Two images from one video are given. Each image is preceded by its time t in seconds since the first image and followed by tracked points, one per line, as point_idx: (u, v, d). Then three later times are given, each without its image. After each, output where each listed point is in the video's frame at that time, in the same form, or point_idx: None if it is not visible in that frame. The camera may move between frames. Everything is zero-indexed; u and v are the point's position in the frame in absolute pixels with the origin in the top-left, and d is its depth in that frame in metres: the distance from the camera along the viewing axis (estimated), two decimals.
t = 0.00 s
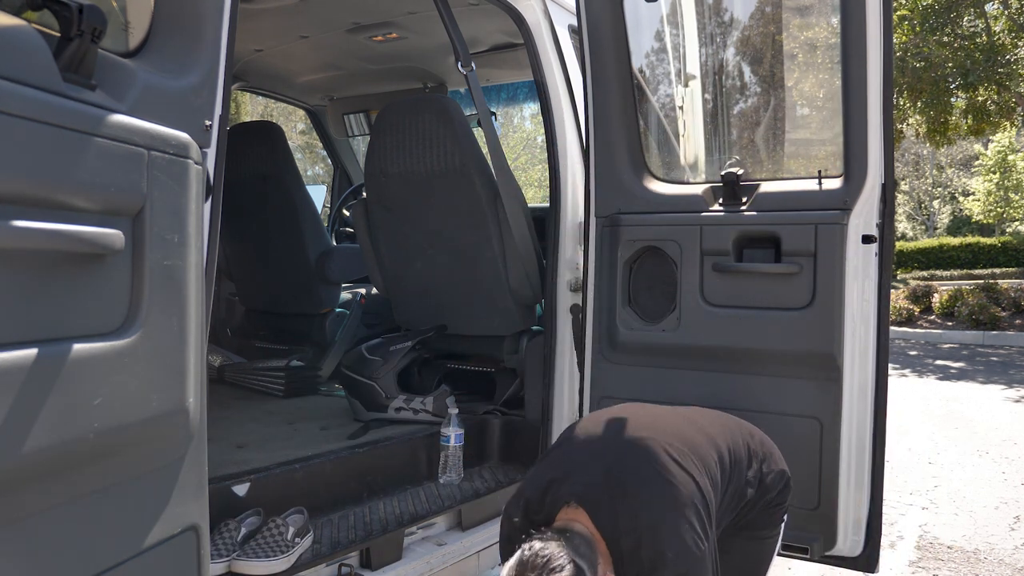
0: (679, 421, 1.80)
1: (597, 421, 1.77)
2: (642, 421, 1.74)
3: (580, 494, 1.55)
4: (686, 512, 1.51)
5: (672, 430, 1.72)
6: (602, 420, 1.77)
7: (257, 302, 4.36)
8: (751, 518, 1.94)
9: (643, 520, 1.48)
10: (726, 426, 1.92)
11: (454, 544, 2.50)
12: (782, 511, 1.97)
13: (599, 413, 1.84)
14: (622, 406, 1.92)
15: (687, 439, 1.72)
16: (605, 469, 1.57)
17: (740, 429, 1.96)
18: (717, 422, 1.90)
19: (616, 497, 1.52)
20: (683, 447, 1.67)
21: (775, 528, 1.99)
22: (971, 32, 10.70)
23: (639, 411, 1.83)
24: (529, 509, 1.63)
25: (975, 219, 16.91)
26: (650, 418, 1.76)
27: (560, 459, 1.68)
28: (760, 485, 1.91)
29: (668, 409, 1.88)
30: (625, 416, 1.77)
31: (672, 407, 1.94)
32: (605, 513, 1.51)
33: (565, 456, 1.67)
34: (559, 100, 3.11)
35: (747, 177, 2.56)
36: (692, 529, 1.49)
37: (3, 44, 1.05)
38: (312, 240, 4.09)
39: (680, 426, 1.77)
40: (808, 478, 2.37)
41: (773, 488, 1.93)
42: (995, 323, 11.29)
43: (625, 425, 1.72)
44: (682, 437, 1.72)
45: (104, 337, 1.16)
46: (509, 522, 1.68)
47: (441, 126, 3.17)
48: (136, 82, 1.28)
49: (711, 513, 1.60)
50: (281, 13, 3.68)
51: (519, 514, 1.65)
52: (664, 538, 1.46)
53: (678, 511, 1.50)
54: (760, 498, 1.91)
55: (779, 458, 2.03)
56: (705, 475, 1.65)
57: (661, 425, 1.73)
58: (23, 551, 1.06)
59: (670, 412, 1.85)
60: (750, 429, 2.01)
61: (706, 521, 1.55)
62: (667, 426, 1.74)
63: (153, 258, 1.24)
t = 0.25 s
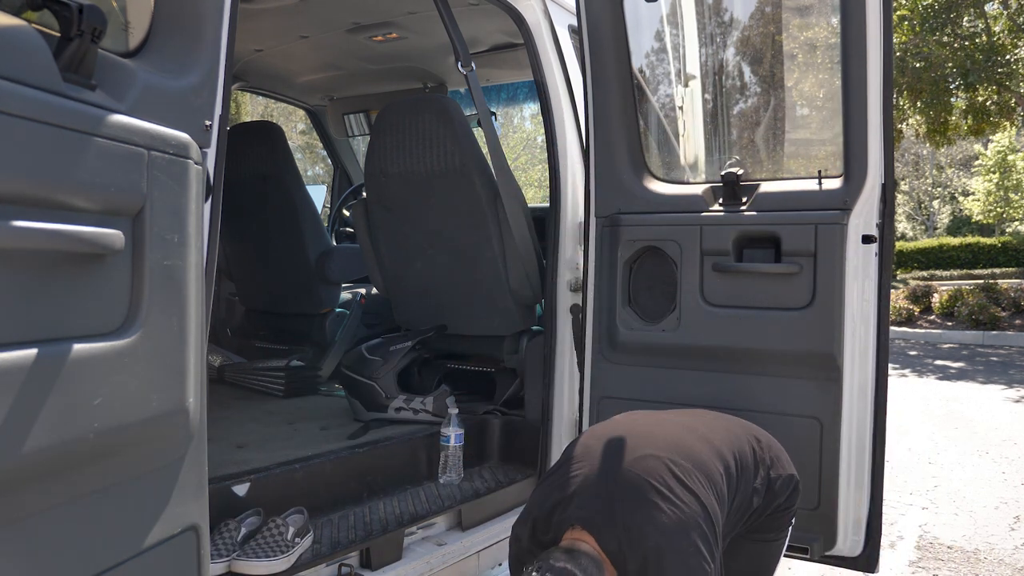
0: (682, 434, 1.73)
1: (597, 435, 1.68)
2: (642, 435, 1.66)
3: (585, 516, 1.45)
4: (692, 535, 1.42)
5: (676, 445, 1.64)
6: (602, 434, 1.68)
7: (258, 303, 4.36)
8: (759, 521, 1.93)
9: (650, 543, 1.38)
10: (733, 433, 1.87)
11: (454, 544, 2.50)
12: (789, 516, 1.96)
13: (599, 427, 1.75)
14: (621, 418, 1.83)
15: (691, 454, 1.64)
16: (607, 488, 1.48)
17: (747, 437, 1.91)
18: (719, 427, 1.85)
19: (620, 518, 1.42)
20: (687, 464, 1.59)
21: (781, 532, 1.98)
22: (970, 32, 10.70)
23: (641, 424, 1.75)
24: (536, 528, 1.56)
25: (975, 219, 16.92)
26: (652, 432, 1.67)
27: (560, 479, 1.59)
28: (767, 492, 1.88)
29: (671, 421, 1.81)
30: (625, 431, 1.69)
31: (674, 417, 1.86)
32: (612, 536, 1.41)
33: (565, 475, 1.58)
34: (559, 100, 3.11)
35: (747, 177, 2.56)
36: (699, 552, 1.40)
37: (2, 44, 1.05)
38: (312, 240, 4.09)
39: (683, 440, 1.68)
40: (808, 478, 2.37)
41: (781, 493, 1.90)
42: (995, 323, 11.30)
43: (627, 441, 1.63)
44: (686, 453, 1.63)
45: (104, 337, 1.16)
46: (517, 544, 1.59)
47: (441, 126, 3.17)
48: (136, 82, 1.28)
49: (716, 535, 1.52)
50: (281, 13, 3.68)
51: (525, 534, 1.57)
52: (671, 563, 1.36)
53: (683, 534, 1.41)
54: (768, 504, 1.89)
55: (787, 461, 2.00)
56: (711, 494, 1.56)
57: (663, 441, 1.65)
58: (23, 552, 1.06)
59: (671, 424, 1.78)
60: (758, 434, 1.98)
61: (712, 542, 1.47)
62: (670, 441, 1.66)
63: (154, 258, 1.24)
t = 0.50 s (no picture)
0: (688, 402, 1.84)
1: (612, 403, 1.79)
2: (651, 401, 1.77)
3: (590, 465, 1.60)
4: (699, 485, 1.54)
5: (687, 410, 1.76)
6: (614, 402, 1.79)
7: (258, 303, 4.36)
8: (759, 518, 1.94)
9: (656, 492, 1.52)
10: (736, 418, 1.91)
11: (454, 544, 2.50)
12: (789, 515, 1.96)
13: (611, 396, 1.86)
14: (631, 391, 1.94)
15: (697, 417, 1.75)
16: (619, 444, 1.62)
17: (750, 426, 1.94)
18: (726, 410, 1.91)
19: (629, 469, 1.56)
20: (694, 425, 1.71)
21: (781, 531, 1.98)
22: (970, 32, 10.70)
23: (654, 394, 1.87)
24: (538, 478, 1.69)
25: (975, 219, 16.91)
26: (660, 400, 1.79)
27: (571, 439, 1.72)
28: (769, 484, 1.88)
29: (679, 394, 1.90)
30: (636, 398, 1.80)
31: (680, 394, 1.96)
32: (617, 484, 1.56)
33: (580, 434, 1.71)
34: (560, 100, 3.11)
35: (747, 177, 2.56)
36: (707, 501, 1.53)
37: (2, 44, 1.04)
38: (312, 240, 4.09)
39: (690, 406, 1.80)
40: (808, 478, 2.37)
41: (781, 488, 1.90)
42: (995, 323, 11.29)
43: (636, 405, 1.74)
44: (693, 416, 1.75)
45: (103, 338, 1.16)
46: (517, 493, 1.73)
47: (441, 126, 3.17)
48: (136, 82, 1.28)
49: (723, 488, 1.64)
50: (281, 13, 3.68)
51: (527, 485, 1.71)
52: (678, 509, 1.50)
53: (692, 484, 1.54)
54: (767, 498, 1.89)
55: (788, 459, 1.99)
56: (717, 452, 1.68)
57: (670, 405, 1.77)
58: (23, 552, 1.06)
59: (682, 397, 1.88)
60: (761, 429, 1.98)
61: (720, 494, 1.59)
62: (678, 407, 1.78)
63: (153, 258, 1.24)
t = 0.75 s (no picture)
0: (686, 427, 1.72)
1: (602, 431, 1.67)
2: (647, 427, 1.65)
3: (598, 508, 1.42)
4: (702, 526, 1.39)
5: (684, 437, 1.63)
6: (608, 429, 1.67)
7: (258, 303, 4.36)
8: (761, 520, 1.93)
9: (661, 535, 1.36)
10: (737, 433, 1.85)
11: (454, 544, 2.50)
12: (789, 516, 1.95)
13: (604, 422, 1.74)
14: (625, 413, 1.82)
15: (698, 444, 1.63)
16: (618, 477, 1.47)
17: (749, 436, 1.91)
18: (727, 425, 1.86)
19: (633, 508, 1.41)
20: (695, 453, 1.58)
21: (782, 531, 1.98)
22: (970, 32, 10.70)
23: (647, 417, 1.75)
24: (543, 518, 1.51)
25: (975, 219, 16.91)
26: (658, 425, 1.66)
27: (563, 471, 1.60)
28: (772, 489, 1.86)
29: (674, 414, 1.80)
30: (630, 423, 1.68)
31: (677, 411, 1.86)
32: (623, 527, 1.39)
33: (573, 463, 1.58)
34: (560, 100, 3.11)
35: (747, 177, 2.56)
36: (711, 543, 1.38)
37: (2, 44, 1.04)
38: (312, 240, 4.09)
39: (689, 432, 1.68)
40: (808, 478, 2.37)
41: (784, 493, 1.89)
42: (995, 323, 11.29)
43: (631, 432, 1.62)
44: (694, 444, 1.62)
45: (103, 338, 1.16)
46: (520, 540, 1.53)
47: (441, 126, 3.17)
48: (137, 82, 1.28)
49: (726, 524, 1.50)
50: (281, 13, 3.68)
51: (531, 526, 1.52)
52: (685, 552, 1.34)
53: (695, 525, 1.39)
54: (770, 503, 1.88)
55: (789, 462, 1.99)
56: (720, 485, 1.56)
57: (669, 432, 1.65)
58: (23, 552, 1.06)
59: (675, 418, 1.77)
60: (761, 435, 1.97)
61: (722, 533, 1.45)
62: (676, 433, 1.65)
63: (154, 258, 1.24)
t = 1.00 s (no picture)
0: (685, 437, 1.67)
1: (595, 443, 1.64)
2: (645, 440, 1.60)
3: (601, 532, 1.40)
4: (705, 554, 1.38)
5: (683, 450, 1.60)
6: (605, 441, 1.62)
7: (258, 303, 4.36)
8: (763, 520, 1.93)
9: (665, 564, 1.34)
10: (736, 436, 1.83)
11: (454, 544, 2.50)
12: (789, 516, 1.96)
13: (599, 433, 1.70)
14: (621, 422, 1.77)
15: (698, 460, 1.59)
16: (619, 500, 1.43)
17: (749, 439, 1.88)
18: (725, 428, 1.84)
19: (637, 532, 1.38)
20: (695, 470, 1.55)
21: (783, 532, 1.98)
22: (970, 32, 10.70)
23: (641, 426, 1.71)
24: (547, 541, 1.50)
25: (975, 219, 16.91)
26: (657, 439, 1.62)
27: (560, 490, 1.57)
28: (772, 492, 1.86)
29: (672, 421, 1.76)
30: (628, 436, 1.64)
31: (673, 416, 1.82)
32: (627, 553, 1.36)
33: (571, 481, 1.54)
34: (559, 100, 3.11)
35: (747, 177, 2.56)
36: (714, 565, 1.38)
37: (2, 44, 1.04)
38: (312, 240, 4.09)
39: (688, 444, 1.64)
40: (808, 478, 2.37)
41: (784, 496, 1.89)
42: (995, 323, 11.29)
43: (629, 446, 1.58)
44: (694, 460, 1.58)
45: (103, 337, 1.16)
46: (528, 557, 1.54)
47: (441, 126, 3.17)
48: (136, 81, 1.28)
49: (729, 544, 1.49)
50: (281, 13, 3.68)
51: (536, 547, 1.52)
52: None
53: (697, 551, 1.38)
54: (772, 506, 1.88)
55: (790, 463, 1.99)
56: (722, 503, 1.53)
57: (668, 445, 1.60)
58: (22, 553, 1.06)
59: (675, 426, 1.73)
60: (760, 435, 1.96)
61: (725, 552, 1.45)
62: (676, 445, 1.62)
63: (154, 258, 1.24)
